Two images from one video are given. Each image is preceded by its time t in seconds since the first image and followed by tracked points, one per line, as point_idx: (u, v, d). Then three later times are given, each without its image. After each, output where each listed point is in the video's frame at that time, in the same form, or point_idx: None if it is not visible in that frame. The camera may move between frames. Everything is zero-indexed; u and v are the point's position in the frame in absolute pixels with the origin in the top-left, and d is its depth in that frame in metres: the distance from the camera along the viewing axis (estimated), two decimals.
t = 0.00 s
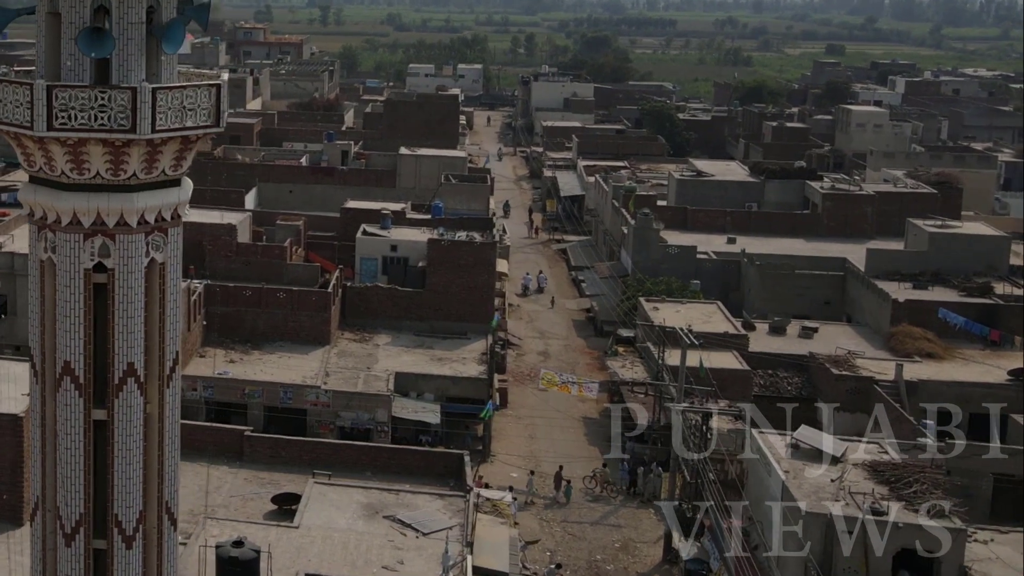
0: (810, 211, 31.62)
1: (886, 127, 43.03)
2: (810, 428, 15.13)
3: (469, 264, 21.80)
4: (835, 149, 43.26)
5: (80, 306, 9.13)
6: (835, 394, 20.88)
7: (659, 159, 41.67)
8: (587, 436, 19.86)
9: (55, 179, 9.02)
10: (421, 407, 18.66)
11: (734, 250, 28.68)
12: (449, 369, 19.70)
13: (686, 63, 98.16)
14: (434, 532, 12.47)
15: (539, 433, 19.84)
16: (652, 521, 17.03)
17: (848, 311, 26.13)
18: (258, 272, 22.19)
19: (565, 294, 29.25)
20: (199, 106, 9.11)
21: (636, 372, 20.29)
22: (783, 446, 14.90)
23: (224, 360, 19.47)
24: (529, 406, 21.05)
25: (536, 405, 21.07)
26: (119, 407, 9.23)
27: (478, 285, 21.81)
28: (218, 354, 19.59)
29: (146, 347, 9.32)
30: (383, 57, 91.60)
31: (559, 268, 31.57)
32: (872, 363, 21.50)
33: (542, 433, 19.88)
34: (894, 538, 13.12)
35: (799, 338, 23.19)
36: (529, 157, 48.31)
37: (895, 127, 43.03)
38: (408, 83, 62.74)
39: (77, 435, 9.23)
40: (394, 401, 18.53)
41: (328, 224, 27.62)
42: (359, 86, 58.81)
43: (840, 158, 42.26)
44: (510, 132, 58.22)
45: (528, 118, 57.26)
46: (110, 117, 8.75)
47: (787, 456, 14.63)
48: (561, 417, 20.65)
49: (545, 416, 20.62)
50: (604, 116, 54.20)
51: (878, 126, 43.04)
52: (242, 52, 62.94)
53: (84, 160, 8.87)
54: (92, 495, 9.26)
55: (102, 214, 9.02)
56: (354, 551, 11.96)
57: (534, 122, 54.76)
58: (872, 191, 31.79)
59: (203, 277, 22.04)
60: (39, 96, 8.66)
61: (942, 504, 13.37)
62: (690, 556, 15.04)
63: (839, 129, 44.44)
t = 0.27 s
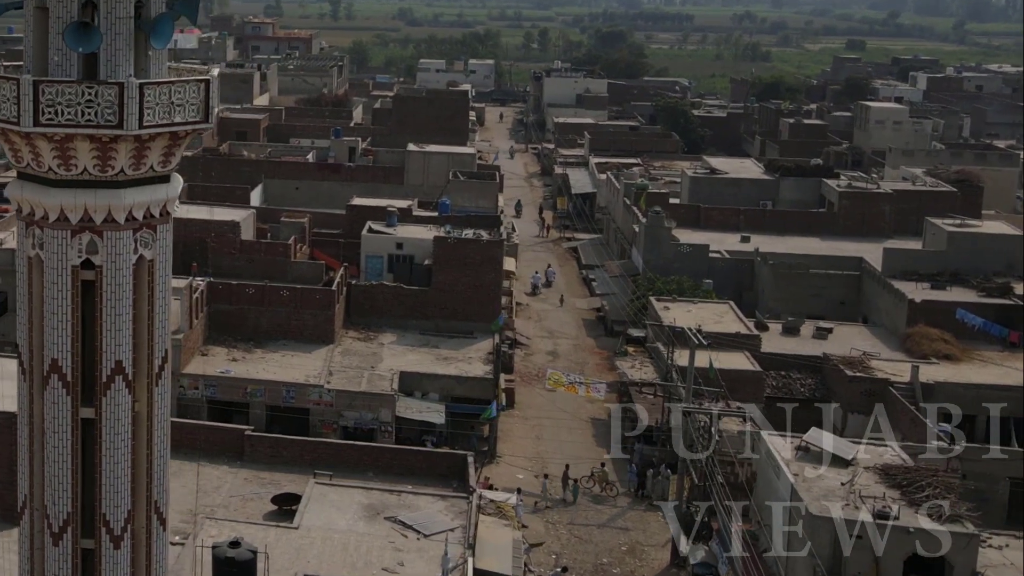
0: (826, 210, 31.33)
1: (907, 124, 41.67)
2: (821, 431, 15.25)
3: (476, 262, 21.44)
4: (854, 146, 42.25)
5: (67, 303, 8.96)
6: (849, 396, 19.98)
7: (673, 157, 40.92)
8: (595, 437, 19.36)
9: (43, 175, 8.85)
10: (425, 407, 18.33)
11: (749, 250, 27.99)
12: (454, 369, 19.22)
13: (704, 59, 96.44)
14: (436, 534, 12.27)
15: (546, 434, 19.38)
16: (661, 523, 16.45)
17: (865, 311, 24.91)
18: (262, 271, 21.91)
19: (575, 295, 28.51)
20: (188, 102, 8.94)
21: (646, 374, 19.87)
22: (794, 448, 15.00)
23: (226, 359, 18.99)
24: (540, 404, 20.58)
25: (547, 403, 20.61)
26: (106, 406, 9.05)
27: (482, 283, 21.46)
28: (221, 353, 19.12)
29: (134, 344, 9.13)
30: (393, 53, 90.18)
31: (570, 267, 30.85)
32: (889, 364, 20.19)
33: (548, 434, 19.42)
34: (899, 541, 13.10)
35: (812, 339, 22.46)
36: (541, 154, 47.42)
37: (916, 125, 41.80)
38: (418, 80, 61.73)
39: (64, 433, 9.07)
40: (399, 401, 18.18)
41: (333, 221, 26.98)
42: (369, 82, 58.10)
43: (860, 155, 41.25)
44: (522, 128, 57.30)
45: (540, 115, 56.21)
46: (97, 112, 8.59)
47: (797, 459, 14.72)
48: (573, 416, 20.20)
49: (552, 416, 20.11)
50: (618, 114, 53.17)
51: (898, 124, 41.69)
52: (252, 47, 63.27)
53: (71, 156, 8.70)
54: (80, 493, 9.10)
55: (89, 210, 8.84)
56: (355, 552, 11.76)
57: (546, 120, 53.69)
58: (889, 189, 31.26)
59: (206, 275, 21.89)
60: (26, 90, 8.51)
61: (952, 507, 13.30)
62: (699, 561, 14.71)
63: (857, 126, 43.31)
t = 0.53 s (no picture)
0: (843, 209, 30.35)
1: (927, 121, 40.01)
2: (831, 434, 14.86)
3: (484, 260, 20.79)
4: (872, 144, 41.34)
5: (55, 301, 8.80)
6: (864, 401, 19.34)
7: (687, 154, 39.99)
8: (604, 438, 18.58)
9: (30, 171, 8.69)
10: (430, 407, 17.65)
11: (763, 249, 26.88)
12: (460, 369, 18.58)
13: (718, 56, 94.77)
14: (438, 535, 12.09)
15: (555, 436, 18.63)
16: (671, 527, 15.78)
17: (881, 312, 24.49)
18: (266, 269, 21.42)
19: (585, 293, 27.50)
20: (176, 98, 8.79)
21: (655, 375, 19.27)
22: (804, 451, 14.62)
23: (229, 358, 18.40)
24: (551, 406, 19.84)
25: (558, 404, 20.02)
26: (94, 404, 8.89)
27: (489, 283, 20.72)
28: (223, 352, 18.52)
29: (123, 342, 8.96)
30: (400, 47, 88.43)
31: (580, 267, 29.71)
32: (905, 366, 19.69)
33: (554, 436, 18.67)
34: (900, 545, 12.80)
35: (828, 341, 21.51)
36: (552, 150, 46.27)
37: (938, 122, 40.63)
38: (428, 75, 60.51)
39: (52, 432, 8.91)
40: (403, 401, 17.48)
41: (340, 218, 26.13)
42: (379, 77, 57.03)
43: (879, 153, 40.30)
44: (533, 124, 56.09)
45: (552, 112, 54.97)
46: (85, 108, 8.42)
47: (807, 462, 14.32)
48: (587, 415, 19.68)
49: (561, 418, 19.38)
50: (632, 110, 51.98)
51: (919, 121, 40.12)
52: (261, 42, 62.22)
53: (59, 152, 8.53)
54: (68, 493, 8.94)
55: (78, 207, 8.68)
56: (355, 554, 11.58)
57: (559, 116, 52.39)
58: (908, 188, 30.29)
59: (209, 274, 21.38)
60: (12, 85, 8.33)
61: (965, 513, 13.00)
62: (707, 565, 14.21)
63: (876, 123, 42.42)
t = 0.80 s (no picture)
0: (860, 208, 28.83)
1: (948, 118, 39.98)
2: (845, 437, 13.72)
3: (491, 259, 19.76)
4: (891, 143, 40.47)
5: (41, 299, 8.66)
6: (876, 402, 18.04)
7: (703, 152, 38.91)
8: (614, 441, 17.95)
9: (16, 167, 8.54)
10: (436, 407, 16.86)
11: (778, 249, 25.37)
12: (467, 368, 17.73)
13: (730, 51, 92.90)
14: (440, 538, 11.90)
15: (562, 437, 18.00)
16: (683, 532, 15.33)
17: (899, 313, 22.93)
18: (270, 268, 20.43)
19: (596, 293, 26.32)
20: (165, 94, 8.62)
21: (665, 376, 18.76)
22: (814, 455, 13.49)
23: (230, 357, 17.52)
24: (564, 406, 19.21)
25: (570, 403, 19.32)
26: (81, 403, 8.76)
27: (497, 281, 19.75)
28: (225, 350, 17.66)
29: (112, 341, 8.84)
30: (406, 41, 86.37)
31: (592, 267, 28.44)
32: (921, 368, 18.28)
33: (562, 437, 18.02)
34: (912, 552, 11.57)
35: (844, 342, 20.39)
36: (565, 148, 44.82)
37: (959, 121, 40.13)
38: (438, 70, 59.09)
39: (39, 430, 8.78)
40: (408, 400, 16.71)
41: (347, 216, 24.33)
42: (386, 72, 55.64)
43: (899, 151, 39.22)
44: (546, 121, 54.10)
45: (564, 109, 53.51)
46: (72, 104, 8.24)
47: (817, 465, 13.19)
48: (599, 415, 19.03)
49: (569, 419, 18.65)
50: (647, 106, 50.68)
51: (939, 119, 40.00)
52: (270, 37, 62.38)
53: (46, 148, 8.37)
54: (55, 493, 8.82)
55: (66, 204, 8.55)
56: (355, 556, 11.40)
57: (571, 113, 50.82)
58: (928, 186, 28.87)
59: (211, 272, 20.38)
60: None
61: (978, 518, 11.65)
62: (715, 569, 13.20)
63: (897, 120, 41.53)
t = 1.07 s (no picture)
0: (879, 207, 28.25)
1: (970, 116, 39.22)
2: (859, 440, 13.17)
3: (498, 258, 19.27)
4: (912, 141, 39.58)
5: (30, 296, 8.54)
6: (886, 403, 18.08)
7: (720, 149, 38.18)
8: (623, 443, 17.65)
9: (6, 163, 8.44)
10: (442, 407, 16.67)
11: (793, 248, 24.78)
12: (473, 368, 17.43)
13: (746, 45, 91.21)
14: (443, 539, 11.72)
15: (571, 439, 17.73)
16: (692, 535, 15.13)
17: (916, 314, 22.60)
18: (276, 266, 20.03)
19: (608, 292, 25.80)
20: (154, 89, 8.48)
21: (676, 378, 19.00)
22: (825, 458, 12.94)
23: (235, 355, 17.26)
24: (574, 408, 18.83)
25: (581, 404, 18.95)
26: (70, 401, 8.61)
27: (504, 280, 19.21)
28: (229, 349, 17.39)
29: (101, 339, 8.70)
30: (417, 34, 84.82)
31: (604, 267, 27.90)
32: (937, 371, 18.40)
33: (571, 437, 17.79)
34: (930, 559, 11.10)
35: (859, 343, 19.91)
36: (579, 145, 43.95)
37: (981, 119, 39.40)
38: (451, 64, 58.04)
39: (28, 428, 8.65)
40: (413, 400, 16.53)
41: (353, 214, 23.79)
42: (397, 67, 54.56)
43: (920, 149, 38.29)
44: (559, 117, 52.63)
45: (579, 104, 52.39)
46: (60, 100, 8.11)
47: (828, 469, 12.65)
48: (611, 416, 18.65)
49: (578, 421, 18.36)
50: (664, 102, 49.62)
51: (961, 116, 39.23)
52: (280, 33, 59.54)
53: (34, 144, 8.25)
54: (44, 490, 8.69)
55: (54, 200, 8.41)
56: (355, 557, 11.22)
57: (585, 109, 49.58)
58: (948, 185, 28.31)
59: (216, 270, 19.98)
60: None
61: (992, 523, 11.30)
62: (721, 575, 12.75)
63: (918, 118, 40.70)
